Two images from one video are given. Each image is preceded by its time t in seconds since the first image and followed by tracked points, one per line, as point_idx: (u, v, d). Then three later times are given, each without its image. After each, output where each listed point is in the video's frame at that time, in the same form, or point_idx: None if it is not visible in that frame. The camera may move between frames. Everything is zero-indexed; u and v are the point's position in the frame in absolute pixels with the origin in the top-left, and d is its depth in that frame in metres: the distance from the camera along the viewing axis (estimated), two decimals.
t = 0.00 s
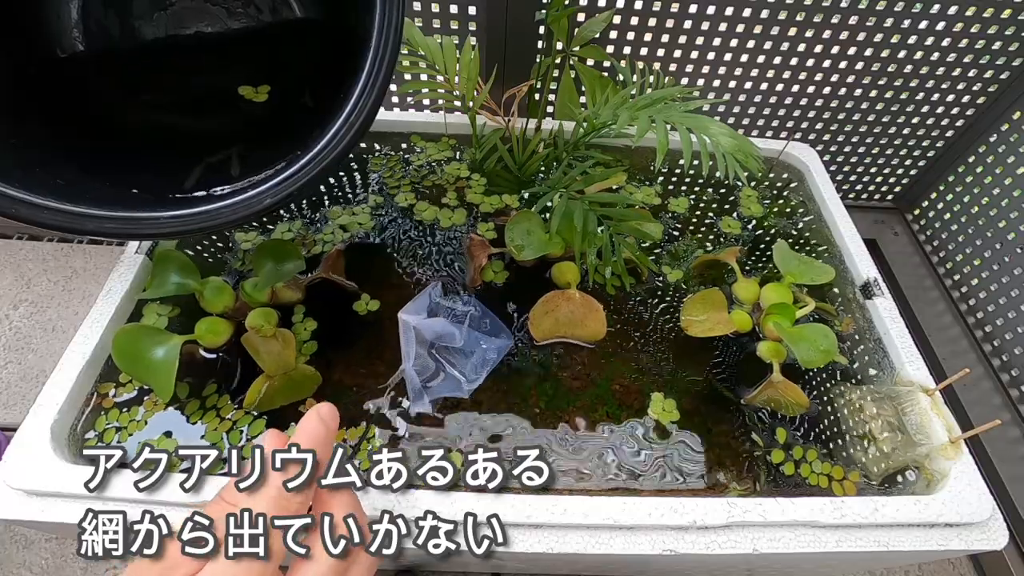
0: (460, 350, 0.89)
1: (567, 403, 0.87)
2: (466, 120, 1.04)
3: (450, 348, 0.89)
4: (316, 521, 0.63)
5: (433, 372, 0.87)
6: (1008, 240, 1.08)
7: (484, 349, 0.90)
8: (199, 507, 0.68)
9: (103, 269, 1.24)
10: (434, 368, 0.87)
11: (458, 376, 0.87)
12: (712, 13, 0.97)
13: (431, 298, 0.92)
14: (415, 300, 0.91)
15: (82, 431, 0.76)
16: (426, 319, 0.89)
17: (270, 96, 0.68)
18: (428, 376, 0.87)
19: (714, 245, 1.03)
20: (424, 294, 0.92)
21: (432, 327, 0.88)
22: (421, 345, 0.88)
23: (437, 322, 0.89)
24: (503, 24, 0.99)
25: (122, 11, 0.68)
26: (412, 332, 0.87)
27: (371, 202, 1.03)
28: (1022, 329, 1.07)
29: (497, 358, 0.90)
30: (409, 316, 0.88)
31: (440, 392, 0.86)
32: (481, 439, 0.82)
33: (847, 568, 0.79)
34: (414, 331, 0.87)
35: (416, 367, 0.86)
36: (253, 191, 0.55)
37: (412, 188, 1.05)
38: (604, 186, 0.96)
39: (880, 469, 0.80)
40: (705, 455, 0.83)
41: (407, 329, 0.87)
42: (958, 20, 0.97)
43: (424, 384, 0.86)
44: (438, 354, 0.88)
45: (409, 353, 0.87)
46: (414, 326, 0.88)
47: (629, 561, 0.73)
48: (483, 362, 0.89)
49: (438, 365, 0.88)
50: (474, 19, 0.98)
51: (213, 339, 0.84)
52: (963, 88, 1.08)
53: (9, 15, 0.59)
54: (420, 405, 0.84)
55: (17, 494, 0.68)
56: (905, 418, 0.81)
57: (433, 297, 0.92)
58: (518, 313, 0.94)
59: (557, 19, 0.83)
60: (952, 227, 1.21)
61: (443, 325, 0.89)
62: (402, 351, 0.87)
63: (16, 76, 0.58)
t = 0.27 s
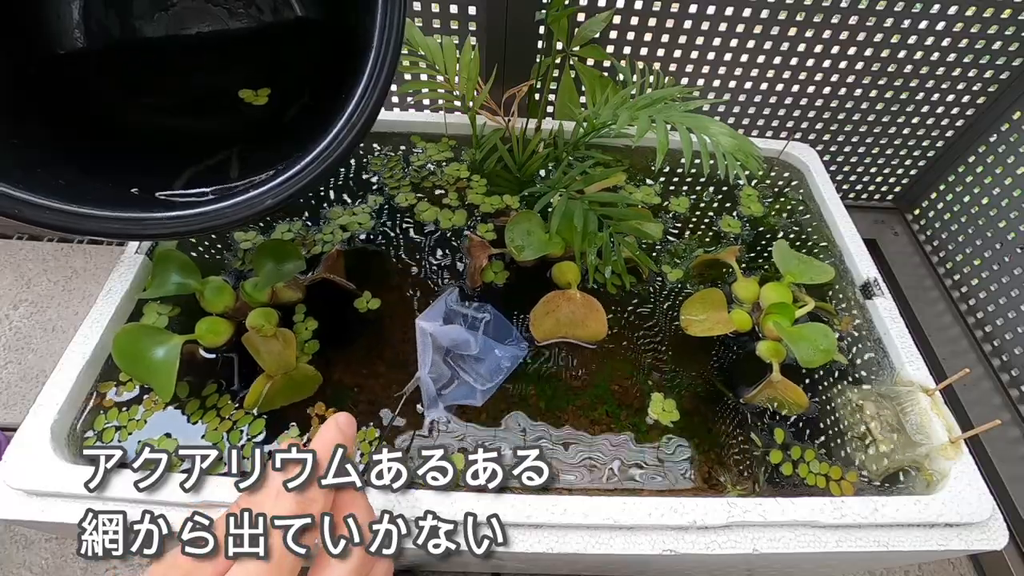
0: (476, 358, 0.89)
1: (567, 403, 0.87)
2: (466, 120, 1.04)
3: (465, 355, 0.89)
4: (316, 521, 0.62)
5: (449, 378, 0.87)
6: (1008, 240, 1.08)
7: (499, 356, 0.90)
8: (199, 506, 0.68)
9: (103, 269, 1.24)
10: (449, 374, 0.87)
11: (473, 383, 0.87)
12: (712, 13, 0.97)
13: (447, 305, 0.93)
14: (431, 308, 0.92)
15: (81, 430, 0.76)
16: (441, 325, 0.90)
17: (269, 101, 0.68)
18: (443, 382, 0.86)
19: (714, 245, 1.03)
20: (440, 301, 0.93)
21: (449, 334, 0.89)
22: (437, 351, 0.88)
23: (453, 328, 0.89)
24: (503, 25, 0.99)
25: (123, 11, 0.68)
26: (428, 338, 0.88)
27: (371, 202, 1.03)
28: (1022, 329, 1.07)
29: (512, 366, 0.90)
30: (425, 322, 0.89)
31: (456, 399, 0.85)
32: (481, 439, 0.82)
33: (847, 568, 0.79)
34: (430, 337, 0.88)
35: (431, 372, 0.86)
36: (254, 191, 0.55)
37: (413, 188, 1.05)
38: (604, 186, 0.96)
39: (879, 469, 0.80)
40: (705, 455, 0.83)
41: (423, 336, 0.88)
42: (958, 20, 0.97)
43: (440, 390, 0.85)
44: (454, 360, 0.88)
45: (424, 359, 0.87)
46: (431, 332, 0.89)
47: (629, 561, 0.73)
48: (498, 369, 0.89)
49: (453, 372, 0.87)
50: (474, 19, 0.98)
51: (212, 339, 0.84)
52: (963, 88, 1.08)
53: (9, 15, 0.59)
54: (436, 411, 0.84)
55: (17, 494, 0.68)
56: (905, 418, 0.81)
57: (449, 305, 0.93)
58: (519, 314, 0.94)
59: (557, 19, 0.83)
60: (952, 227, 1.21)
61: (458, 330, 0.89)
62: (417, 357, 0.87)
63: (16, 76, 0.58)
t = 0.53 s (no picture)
0: (482, 361, 0.88)
1: (567, 403, 0.87)
2: (466, 120, 1.04)
3: (472, 358, 0.88)
4: (316, 521, 0.62)
5: (455, 381, 0.86)
6: (1008, 241, 1.08)
7: (506, 360, 0.89)
8: (198, 506, 0.68)
9: (103, 269, 1.24)
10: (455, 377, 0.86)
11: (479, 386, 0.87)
12: (712, 13, 0.97)
13: (454, 305, 0.91)
14: (438, 308, 0.89)
15: (80, 430, 0.76)
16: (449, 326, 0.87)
17: (269, 103, 0.68)
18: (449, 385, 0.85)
19: (713, 245, 1.03)
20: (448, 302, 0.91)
21: (457, 337, 0.87)
22: (444, 354, 0.86)
23: (461, 330, 0.87)
24: (503, 25, 0.99)
25: (124, 12, 0.67)
26: (436, 341, 0.85)
27: (371, 203, 1.03)
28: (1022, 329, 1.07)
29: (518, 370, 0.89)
30: (433, 325, 0.86)
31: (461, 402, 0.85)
32: (480, 439, 0.82)
33: (847, 568, 0.79)
34: (437, 340, 0.86)
35: (438, 376, 0.85)
36: (255, 194, 0.55)
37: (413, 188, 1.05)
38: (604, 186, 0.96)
39: (879, 470, 0.80)
40: (705, 455, 0.83)
41: (431, 338, 0.85)
42: (958, 20, 0.97)
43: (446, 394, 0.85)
44: (461, 363, 0.87)
45: (432, 362, 0.85)
46: (438, 334, 0.86)
47: (629, 561, 0.73)
48: (504, 373, 0.88)
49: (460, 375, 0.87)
50: (474, 18, 0.98)
51: (212, 339, 0.84)
52: (963, 88, 1.08)
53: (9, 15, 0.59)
54: (443, 415, 0.83)
55: (17, 494, 0.68)
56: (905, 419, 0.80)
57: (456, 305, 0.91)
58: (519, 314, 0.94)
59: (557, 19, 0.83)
60: (952, 227, 1.21)
61: (466, 333, 0.87)
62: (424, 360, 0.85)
63: (16, 76, 0.58)
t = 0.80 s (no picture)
0: (505, 369, 0.88)
1: (567, 403, 0.87)
2: (466, 120, 1.04)
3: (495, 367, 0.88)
4: (316, 521, 0.62)
5: (478, 390, 0.86)
6: (1008, 241, 1.08)
7: (529, 369, 0.89)
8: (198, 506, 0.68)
9: (103, 269, 1.24)
10: (479, 385, 0.86)
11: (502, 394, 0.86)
12: (712, 13, 0.97)
13: (480, 313, 0.91)
14: (465, 316, 0.90)
15: (80, 430, 0.76)
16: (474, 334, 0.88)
17: (271, 101, 0.68)
18: (473, 394, 0.85)
19: (713, 245, 1.03)
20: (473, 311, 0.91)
21: (482, 345, 0.87)
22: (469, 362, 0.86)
23: (487, 338, 0.88)
24: (503, 25, 0.99)
25: (124, 12, 0.68)
26: (462, 348, 0.86)
27: (371, 203, 1.03)
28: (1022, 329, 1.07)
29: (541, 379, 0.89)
30: (460, 332, 0.87)
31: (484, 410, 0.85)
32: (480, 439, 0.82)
33: (847, 568, 0.79)
34: (464, 346, 0.86)
35: (463, 384, 0.85)
36: (255, 195, 0.55)
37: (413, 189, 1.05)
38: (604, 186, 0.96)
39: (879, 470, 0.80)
40: (705, 455, 0.83)
41: (457, 345, 0.86)
42: (958, 20, 0.97)
43: (470, 403, 0.84)
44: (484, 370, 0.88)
45: (456, 368, 0.85)
46: (465, 342, 0.86)
47: (629, 561, 0.73)
48: (527, 382, 0.88)
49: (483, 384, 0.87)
50: (474, 19, 0.98)
51: (212, 339, 0.84)
52: (963, 88, 1.08)
53: (9, 15, 0.59)
54: (465, 423, 0.83)
55: (17, 494, 0.68)
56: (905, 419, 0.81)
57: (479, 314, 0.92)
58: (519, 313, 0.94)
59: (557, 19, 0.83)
60: (952, 227, 1.21)
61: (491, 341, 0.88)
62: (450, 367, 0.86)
63: (16, 76, 0.58)
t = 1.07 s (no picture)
0: (522, 380, 0.88)
1: (567, 403, 0.87)
2: (466, 120, 1.04)
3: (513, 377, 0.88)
4: (316, 521, 0.61)
5: (494, 400, 0.86)
6: (1008, 240, 1.08)
7: (547, 381, 0.88)
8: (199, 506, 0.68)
9: (104, 269, 1.24)
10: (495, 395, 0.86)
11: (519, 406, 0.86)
12: (712, 13, 0.97)
13: (500, 321, 0.92)
14: (484, 325, 0.91)
15: (81, 430, 0.76)
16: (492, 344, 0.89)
17: (268, 106, 0.68)
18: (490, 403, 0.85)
19: (714, 245, 1.03)
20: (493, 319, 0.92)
21: (500, 355, 0.88)
22: (486, 370, 0.87)
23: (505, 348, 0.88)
24: (503, 25, 0.99)
25: (125, 13, 0.68)
26: (479, 356, 0.88)
27: (372, 203, 1.03)
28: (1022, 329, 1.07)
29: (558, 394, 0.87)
30: (477, 340, 0.88)
31: (500, 421, 0.84)
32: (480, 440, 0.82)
33: (847, 568, 0.79)
34: (480, 355, 0.88)
35: (478, 392, 0.85)
36: (255, 197, 0.55)
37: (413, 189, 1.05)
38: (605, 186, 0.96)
39: (879, 470, 0.80)
40: (705, 455, 0.83)
41: (474, 354, 0.88)
42: (958, 20, 0.97)
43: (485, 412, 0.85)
44: (502, 381, 0.88)
45: (472, 377, 0.86)
46: (482, 350, 0.88)
47: (629, 561, 0.73)
48: (544, 395, 0.87)
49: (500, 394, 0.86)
50: (474, 18, 0.98)
51: (213, 339, 0.84)
52: (963, 88, 1.08)
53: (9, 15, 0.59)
54: (480, 432, 0.83)
55: (17, 494, 0.68)
56: (905, 419, 0.81)
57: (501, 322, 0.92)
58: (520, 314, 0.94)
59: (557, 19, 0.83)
60: (952, 227, 1.21)
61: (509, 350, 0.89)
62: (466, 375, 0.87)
63: (16, 76, 0.58)
